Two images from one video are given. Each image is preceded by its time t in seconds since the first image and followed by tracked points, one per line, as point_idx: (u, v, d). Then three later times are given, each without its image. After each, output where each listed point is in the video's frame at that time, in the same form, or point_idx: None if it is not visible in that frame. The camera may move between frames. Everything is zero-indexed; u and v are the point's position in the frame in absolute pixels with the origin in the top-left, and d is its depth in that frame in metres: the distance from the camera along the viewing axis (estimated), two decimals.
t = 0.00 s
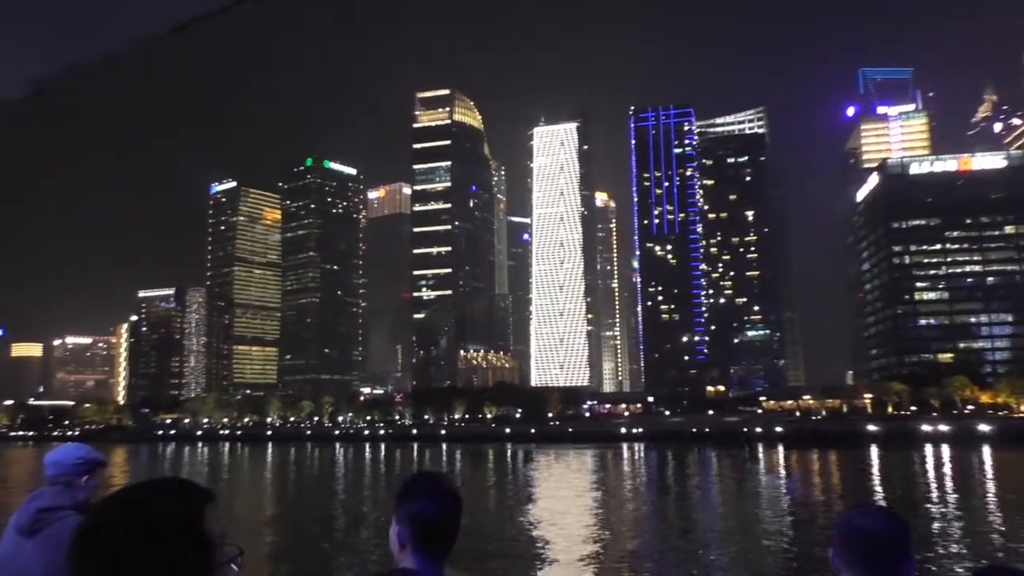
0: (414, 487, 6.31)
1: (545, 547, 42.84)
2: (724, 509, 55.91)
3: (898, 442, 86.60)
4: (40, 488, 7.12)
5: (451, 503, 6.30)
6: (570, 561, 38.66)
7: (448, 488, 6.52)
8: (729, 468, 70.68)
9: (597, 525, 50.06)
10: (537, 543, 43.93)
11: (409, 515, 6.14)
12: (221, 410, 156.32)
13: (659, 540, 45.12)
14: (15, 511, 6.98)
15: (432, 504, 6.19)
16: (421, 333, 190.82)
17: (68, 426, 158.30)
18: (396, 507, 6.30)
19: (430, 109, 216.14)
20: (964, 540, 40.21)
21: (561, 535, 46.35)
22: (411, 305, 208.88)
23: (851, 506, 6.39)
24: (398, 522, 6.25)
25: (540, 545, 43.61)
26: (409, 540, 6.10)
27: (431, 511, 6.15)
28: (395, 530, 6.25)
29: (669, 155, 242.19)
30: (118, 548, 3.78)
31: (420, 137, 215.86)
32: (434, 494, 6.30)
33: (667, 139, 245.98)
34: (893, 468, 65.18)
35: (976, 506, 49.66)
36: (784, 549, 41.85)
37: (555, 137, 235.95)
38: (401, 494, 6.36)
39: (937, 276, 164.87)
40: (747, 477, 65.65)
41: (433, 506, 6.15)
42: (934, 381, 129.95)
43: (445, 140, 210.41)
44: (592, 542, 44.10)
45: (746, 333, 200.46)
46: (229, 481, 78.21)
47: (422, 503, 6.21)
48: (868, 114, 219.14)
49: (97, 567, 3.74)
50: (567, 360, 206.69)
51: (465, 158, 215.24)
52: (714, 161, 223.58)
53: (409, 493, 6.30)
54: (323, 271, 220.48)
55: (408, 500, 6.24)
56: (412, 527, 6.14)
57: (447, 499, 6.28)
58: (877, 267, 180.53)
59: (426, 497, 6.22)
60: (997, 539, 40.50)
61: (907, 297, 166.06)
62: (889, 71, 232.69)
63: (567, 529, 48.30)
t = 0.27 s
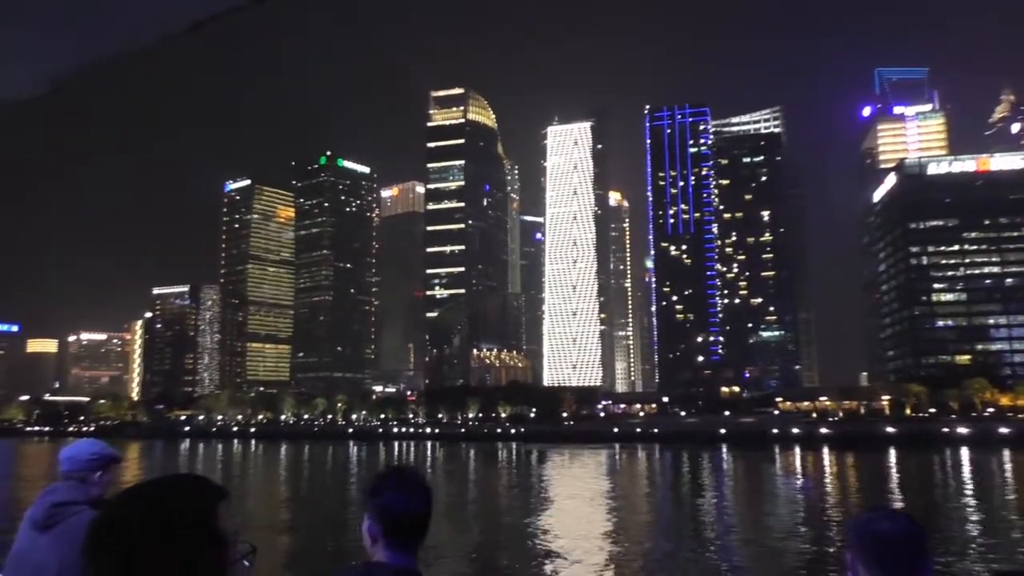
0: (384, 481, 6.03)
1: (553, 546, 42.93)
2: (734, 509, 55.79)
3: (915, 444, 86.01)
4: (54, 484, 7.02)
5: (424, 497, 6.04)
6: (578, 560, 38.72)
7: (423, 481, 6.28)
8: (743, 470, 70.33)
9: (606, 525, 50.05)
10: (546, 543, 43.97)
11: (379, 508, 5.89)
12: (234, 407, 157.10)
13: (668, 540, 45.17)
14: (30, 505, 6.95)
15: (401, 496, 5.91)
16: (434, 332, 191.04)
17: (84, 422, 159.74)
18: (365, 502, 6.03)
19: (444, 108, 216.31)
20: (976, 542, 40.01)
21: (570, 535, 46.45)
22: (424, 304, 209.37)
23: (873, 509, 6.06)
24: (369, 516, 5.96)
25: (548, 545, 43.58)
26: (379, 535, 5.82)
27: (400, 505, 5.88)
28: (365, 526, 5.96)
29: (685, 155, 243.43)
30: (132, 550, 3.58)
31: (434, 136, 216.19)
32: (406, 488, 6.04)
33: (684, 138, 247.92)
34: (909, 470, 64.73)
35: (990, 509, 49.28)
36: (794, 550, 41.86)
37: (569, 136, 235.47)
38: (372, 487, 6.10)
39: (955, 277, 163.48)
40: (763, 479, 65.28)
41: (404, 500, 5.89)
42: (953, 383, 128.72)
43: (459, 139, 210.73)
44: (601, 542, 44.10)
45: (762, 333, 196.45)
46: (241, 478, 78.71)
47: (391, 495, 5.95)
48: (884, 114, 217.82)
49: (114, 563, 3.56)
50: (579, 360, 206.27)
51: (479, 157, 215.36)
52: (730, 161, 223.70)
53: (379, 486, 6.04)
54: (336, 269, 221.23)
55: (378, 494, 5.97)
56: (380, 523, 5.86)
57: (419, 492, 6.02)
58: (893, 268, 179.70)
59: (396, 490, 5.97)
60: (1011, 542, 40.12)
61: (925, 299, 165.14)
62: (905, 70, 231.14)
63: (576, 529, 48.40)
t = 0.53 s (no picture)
0: (372, 483, 6.37)
1: (558, 547, 42.97)
2: (740, 511, 55.68)
3: (922, 445, 85.94)
4: (58, 484, 6.92)
5: (409, 497, 6.35)
6: (585, 562, 38.80)
7: (410, 482, 6.61)
8: (751, 471, 70.51)
9: (611, 526, 49.97)
10: (550, 544, 43.99)
11: (365, 509, 6.21)
12: (240, 408, 157.09)
13: (673, 541, 45.23)
14: (35, 505, 6.89)
15: (391, 497, 6.24)
16: (439, 332, 191.23)
17: (90, 422, 160.20)
18: (351, 504, 6.33)
19: (449, 108, 216.13)
20: (984, 544, 39.97)
21: (575, 536, 46.48)
22: (429, 305, 209.62)
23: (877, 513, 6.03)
24: (355, 520, 6.27)
25: (552, 546, 43.62)
26: (366, 537, 6.12)
27: (390, 505, 6.20)
28: (353, 528, 6.26)
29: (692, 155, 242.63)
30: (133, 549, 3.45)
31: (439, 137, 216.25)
32: (392, 489, 6.36)
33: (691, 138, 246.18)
34: (918, 472, 64.62)
35: (996, 511, 49.15)
36: (799, 552, 41.86)
37: (574, 137, 235.32)
38: (361, 488, 6.41)
39: (964, 279, 163.10)
40: (772, 481, 65.24)
41: (391, 501, 6.20)
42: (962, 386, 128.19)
43: (465, 140, 210.65)
44: (606, 543, 44.09)
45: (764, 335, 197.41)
46: (244, 478, 78.60)
47: (380, 495, 6.28)
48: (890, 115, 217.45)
49: (117, 561, 3.45)
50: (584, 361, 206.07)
51: (484, 158, 215.30)
52: (736, 163, 223.91)
53: (368, 487, 6.38)
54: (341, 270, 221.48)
55: (364, 496, 6.30)
56: (367, 525, 6.15)
57: (406, 492, 6.36)
58: (901, 269, 179.56)
59: (385, 491, 6.31)
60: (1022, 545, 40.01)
61: (932, 301, 164.71)
62: (911, 72, 230.94)
63: (581, 531, 48.32)
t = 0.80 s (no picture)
0: (376, 484, 6.68)
1: (560, 549, 42.96)
2: (747, 512, 55.56)
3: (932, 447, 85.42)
4: (63, 484, 6.82)
5: (411, 498, 6.66)
6: (594, 563, 38.88)
7: (412, 484, 6.93)
8: (759, 472, 70.40)
9: (618, 528, 49.84)
10: (552, 545, 43.99)
11: (370, 510, 6.52)
12: (246, 409, 157.06)
13: (674, 542, 45.28)
14: (39, 505, 6.80)
15: (396, 497, 6.58)
16: (444, 333, 191.36)
17: (95, 423, 160.83)
18: (355, 506, 6.63)
19: (454, 109, 216.02)
20: (990, 546, 39.77)
21: (577, 537, 46.49)
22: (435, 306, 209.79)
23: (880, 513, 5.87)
24: (357, 524, 6.60)
25: (554, 548, 43.61)
26: (369, 541, 6.45)
27: (394, 506, 6.54)
28: (357, 531, 6.58)
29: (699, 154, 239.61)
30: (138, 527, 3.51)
31: (444, 138, 216.25)
32: (396, 491, 6.66)
33: (697, 137, 243.34)
34: (929, 473, 64.47)
35: (1009, 513, 49.03)
36: (801, 553, 41.86)
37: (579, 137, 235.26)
38: (362, 491, 6.71)
39: (972, 279, 162.74)
40: (781, 482, 65.14)
41: (395, 502, 6.54)
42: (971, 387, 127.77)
43: (470, 141, 210.63)
44: (609, 544, 44.04)
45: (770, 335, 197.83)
46: (251, 479, 78.67)
47: (385, 496, 6.59)
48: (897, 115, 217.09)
49: (122, 562, 3.45)
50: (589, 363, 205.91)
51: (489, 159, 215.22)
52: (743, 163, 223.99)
53: (372, 488, 6.65)
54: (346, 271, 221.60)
55: (367, 498, 6.57)
56: (370, 526, 6.49)
57: (408, 492, 6.68)
58: (908, 270, 179.01)
59: (391, 492, 6.61)
60: None
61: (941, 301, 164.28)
62: (916, 71, 230.75)
63: (588, 532, 48.16)
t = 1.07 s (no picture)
0: (379, 486, 6.31)
1: (571, 549, 43.07)
2: (761, 513, 55.39)
3: (948, 448, 85.02)
4: (77, 484, 6.74)
5: (417, 498, 6.28)
6: (609, 563, 38.69)
7: (419, 487, 6.53)
8: (773, 473, 70.19)
9: (630, 529, 49.61)
10: (562, 545, 44.08)
11: (376, 512, 6.13)
12: (258, 410, 157.43)
13: (687, 543, 45.30)
14: (52, 506, 6.70)
15: (401, 499, 6.18)
16: (454, 333, 191.59)
17: (108, 423, 161.80)
18: (360, 509, 6.24)
19: (464, 110, 216.14)
20: (1013, 548, 39.37)
21: (591, 538, 46.32)
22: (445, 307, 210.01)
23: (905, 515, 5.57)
24: (365, 525, 6.18)
25: (567, 548, 43.71)
26: (378, 544, 6.04)
27: (400, 506, 6.15)
28: (363, 535, 6.16)
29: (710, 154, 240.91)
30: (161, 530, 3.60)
31: (454, 139, 216.39)
32: (404, 494, 6.27)
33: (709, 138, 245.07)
34: (946, 475, 64.18)
35: None
36: (814, 554, 41.84)
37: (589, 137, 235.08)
38: (368, 494, 6.34)
39: (986, 279, 161.67)
40: (796, 482, 64.87)
41: (401, 502, 6.15)
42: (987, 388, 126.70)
43: (480, 141, 210.69)
44: (622, 544, 43.78)
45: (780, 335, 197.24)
46: (264, 479, 78.97)
47: (392, 499, 6.21)
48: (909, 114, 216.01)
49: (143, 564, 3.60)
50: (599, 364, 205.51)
51: (499, 160, 215.24)
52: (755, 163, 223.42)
53: (376, 490, 6.28)
54: (356, 272, 221.97)
55: (375, 500, 6.21)
56: (378, 528, 6.09)
57: (415, 493, 6.32)
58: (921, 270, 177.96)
59: (398, 494, 6.24)
60: None
61: (954, 301, 163.57)
62: (928, 70, 229.64)
63: (601, 533, 47.90)
